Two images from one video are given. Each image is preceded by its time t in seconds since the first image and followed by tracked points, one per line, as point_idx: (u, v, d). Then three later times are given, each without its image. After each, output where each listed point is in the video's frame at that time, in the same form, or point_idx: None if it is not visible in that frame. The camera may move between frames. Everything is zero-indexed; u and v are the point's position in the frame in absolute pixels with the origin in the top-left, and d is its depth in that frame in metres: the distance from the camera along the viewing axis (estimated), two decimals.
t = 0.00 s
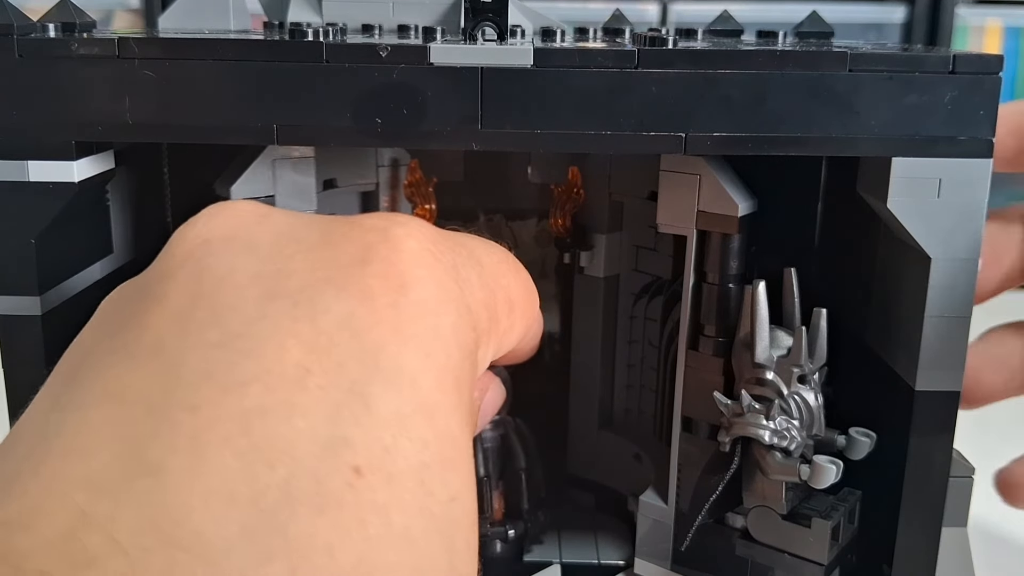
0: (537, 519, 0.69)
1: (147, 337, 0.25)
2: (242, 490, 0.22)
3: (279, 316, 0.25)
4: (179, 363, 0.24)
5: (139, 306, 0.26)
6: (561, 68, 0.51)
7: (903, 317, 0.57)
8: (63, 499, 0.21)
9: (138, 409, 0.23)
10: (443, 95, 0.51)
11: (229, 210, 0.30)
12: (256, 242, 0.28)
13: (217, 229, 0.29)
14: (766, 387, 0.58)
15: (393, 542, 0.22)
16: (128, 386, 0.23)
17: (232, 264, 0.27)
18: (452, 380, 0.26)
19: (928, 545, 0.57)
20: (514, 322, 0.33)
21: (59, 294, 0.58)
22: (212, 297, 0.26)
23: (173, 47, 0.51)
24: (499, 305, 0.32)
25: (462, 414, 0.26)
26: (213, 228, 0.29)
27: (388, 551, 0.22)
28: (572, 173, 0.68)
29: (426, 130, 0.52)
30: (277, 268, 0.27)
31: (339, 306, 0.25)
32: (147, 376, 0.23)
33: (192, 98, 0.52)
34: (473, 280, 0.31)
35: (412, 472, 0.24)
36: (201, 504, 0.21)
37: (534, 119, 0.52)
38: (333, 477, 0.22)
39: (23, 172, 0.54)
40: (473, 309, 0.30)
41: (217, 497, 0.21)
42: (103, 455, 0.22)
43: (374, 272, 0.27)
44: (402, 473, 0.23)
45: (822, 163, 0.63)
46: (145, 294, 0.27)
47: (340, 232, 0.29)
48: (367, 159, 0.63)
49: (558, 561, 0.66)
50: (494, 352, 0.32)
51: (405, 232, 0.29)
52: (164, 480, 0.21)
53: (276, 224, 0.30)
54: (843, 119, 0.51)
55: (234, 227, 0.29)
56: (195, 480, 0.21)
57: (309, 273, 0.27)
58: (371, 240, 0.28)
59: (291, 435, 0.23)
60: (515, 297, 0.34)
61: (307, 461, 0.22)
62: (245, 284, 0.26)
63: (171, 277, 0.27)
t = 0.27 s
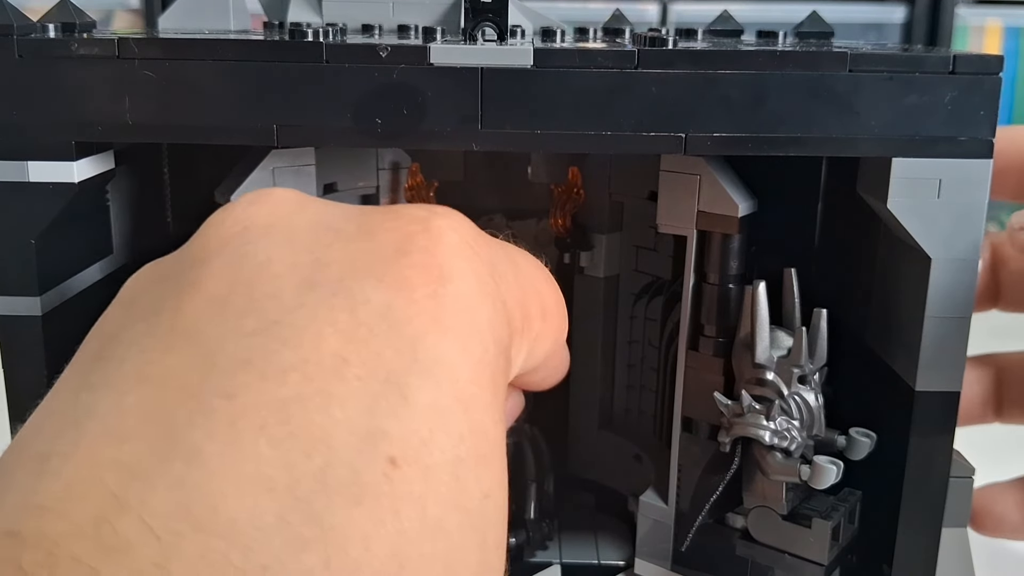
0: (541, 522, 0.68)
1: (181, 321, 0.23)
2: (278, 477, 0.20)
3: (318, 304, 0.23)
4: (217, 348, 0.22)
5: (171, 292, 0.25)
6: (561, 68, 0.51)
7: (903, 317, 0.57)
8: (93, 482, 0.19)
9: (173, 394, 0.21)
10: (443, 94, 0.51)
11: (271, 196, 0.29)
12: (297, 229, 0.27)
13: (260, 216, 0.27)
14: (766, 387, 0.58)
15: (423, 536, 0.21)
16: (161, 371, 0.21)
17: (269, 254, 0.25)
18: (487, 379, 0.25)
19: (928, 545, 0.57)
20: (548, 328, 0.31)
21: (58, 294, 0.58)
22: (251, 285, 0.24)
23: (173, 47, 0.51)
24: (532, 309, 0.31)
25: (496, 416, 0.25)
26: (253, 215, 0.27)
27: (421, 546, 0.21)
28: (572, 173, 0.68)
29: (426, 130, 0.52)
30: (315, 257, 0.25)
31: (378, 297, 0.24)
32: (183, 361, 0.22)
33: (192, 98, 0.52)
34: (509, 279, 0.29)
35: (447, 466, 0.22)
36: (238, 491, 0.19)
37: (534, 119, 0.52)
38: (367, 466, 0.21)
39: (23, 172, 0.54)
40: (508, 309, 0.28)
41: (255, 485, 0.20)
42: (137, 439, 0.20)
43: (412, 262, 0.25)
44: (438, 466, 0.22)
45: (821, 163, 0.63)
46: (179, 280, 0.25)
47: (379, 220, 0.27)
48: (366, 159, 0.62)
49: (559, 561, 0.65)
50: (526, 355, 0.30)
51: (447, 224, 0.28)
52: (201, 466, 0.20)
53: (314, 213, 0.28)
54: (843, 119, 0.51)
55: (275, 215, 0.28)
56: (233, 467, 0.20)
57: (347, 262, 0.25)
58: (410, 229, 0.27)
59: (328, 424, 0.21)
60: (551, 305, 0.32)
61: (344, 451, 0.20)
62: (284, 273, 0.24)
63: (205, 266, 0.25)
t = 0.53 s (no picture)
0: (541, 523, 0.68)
1: (168, 305, 0.22)
2: (260, 450, 0.18)
3: (300, 286, 0.22)
4: (205, 329, 0.21)
5: (160, 281, 0.23)
6: (561, 70, 0.51)
7: (904, 319, 0.57)
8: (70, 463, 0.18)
9: (159, 375, 0.20)
10: (443, 96, 0.51)
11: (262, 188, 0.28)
12: (280, 220, 0.25)
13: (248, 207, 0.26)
14: (769, 390, 0.57)
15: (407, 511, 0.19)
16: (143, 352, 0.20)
17: (252, 241, 0.24)
18: (473, 363, 0.23)
19: (929, 546, 0.57)
20: (530, 318, 0.30)
21: (58, 297, 0.58)
22: (235, 272, 0.23)
23: (172, 49, 0.51)
24: (515, 298, 0.29)
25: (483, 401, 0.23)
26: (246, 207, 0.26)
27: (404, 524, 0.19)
28: (572, 173, 0.67)
29: (426, 132, 0.52)
30: (298, 244, 0.24)
31: (359, 280, 0.22)
32: (168, 342, 0.20)
33: (192, 100, 0.52)
34: (492, 265, 0.28)
35: (431, 440, 0.20)
36: (220, 467, 0.18)
37: (534, 122, 0.52)
38: (349, 439, 0.19)
39: (22, 175, 0.53)
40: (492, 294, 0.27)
41: (239, 460, 0.18)
42: (118, 420, 0.19)
43: (392, 241, 0.24)
44: (423, 442, 0.20)
45: (823, 164, 0.63)
46: (170, 269, 0.24)
47: (361, 205, 0.26)
48: (368, 159, 0.62)
49: (559, 563, 0.65)
50: (508, 344, 0.28)
51: (430, 207, 0.26)
52: (185, 443, 0.18)
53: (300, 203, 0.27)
54: (844, 120, 0.51)
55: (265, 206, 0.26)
56: (218, 443, 0.18)
57: (327, 244, 0.23)
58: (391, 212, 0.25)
59: (307, 399, 0.19)
60: (533, 298, 0.31)
61: (326, 425, 0.19)
62: (265, 262, 0.23)
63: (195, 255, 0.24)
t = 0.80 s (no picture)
0: (540, 523, 0.68)
1: (180, 312, 0.23)
2: (283, 454, 0.20)
3: (316, 290, 0.24)
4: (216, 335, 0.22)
5: (170, 285, 0.25)
6: (561, 70, 0.51)
7: (904, 319, 0.57)
8: (97, 467, 0.19)
9: (175, 378, 0.21)
10: (443, 96, 0.51)
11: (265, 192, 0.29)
12: (290, 222, 0.27)
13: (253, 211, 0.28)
14: (769, 389, 0.58)
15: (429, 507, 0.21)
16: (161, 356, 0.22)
17: (264, 245, 0.26)
18: (483, 360, 0.25)
19: (929, 546, 0.57)
20: (537, 315, 0.32)
21: (58, 297, 0.58)
22: (247, 275, 0.24)
23: (172, 49, 0.51)
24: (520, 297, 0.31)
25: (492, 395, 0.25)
26: (251, 211, 0.28)
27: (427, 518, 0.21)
28: (572, 173, 0.67)
29: (426, 132, 0.52)
30: (313, 247, 0.26)
31: (373, 283, 0.24)
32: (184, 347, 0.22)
33: (192, 100, 0.52)
34: (499, 266, 0.30)
35: (450, 437, 0.22)
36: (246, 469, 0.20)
37: (534, 122, 0.52)
38: (373, 439, 0.21)
39: (22, 174, 0.53)
40: (501, 293, 0.29)
41: (262, 461, 0.20)
42: (139, 424, 0.20)
43: (406, 247, 0.26)
44: (442, 440, 0.22)
45: (822, 164, 0.63)
46: (178, 273, 0.26)
47: (371, 210, 0.28)
48: (367, 159, 0.62)
49: (559, 563, 0.65)
50: (516, 340, 0.30)
51: (439, 213, 0.28)
52: (206, 445, 0.20)
53: (308, 208, 0.28)
54: (844, 120, 0.51)
55: (268, 209, 0.28)
56: (238, 445, 0.20)
57: (341, 249, 0.25)
58: (401, 216, 0.27)
59: (330, 401, 0.21)
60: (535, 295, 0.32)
61: (349, 426, 0.21)
62: (280, 264, 0.25)
63: (205, 258, 0.26)
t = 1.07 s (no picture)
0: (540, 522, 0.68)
1: (155, 386, 0.28)
2: (246, 543, 0.25)
3: (288, 363, 0.28)
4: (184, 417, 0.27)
5: (141, 359, 0.29)
6: (561, 70, 0.51)
7: (903, 320, 0.57)
8: (72, 545, 0.25)
9: (145, 459, 0.26)
10: (443, 96, 0.51)
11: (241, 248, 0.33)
12: (268, 279, 0.31)
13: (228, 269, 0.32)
14: (768, 390, 0.58)
15: None
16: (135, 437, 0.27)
17: (238, 311, 0.30)
18: (460, 417, 0.29)
19: (929, 547, 0.57)
20: (521, 348, 0.34)
21: (57, 297, 0.58)
22: (220, 343, 0.29)
23: (172, 49, 0.51)
24: (506, 331, 0.34)
25: (469, 448, 0.29)
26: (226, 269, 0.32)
27: None
28: (572, 174, 0.67)
29: (426, 132, 0.52)
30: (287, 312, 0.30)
31: (345, 348, 0.28)
32: (155, 428, 0.27)
33: (192, 101, 0.52)
34: (481, 309, 0.32)
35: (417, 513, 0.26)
36: (209, 555, 0.25)
37: (534, 122, 0.52)
38: (341, 521, 0.26)
39: (22, 174, 0.53)
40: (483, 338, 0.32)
41: (223, 547, 0.25)
42: (111, 505, 0.26)
43: (385, 311, 0.29)
44: (410, 518, 0.26)
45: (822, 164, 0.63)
46: (141, 353, 0.30)
47: (351, 269, 0.31)
48: (366, 159, 0.63)
49: (559, 563, 0.65)
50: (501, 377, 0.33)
51: (417, 268, 0.31)
52: (170, 529, 0.25)
53: (285, 264, 0.32)
54: (844, 121, 0.51)
55: (243, 268, 0.32)
56: (204, 535, 0.25)
57: (315, 316, 0.29)
58: (379, 276, 0.31)
59: (302, 485, 0.26)
60: (521, 324, 0.35)
61: (309, 512, 0.25)
62: (254, 331, 0.29)
63: (177, 327, 0.30)
